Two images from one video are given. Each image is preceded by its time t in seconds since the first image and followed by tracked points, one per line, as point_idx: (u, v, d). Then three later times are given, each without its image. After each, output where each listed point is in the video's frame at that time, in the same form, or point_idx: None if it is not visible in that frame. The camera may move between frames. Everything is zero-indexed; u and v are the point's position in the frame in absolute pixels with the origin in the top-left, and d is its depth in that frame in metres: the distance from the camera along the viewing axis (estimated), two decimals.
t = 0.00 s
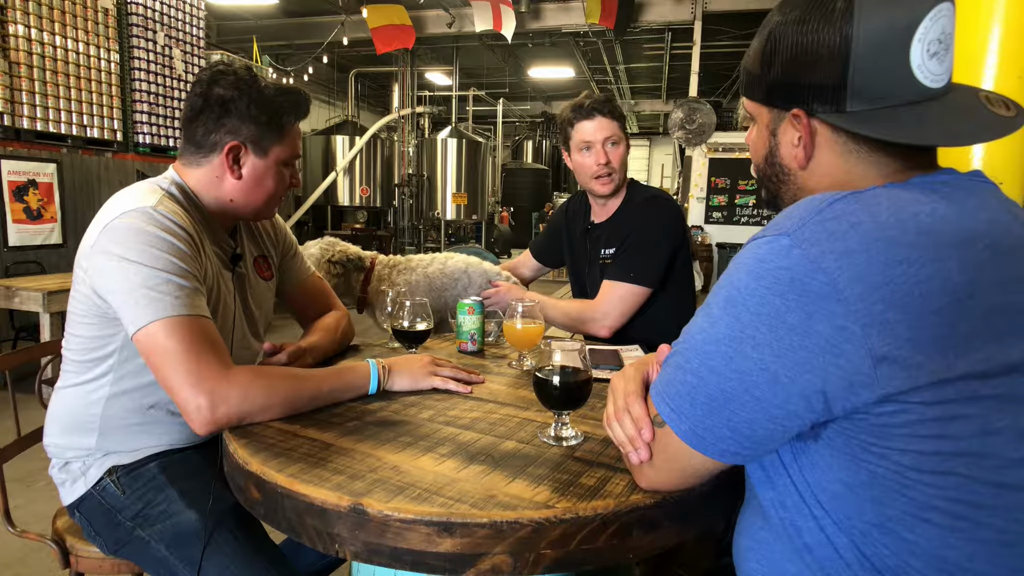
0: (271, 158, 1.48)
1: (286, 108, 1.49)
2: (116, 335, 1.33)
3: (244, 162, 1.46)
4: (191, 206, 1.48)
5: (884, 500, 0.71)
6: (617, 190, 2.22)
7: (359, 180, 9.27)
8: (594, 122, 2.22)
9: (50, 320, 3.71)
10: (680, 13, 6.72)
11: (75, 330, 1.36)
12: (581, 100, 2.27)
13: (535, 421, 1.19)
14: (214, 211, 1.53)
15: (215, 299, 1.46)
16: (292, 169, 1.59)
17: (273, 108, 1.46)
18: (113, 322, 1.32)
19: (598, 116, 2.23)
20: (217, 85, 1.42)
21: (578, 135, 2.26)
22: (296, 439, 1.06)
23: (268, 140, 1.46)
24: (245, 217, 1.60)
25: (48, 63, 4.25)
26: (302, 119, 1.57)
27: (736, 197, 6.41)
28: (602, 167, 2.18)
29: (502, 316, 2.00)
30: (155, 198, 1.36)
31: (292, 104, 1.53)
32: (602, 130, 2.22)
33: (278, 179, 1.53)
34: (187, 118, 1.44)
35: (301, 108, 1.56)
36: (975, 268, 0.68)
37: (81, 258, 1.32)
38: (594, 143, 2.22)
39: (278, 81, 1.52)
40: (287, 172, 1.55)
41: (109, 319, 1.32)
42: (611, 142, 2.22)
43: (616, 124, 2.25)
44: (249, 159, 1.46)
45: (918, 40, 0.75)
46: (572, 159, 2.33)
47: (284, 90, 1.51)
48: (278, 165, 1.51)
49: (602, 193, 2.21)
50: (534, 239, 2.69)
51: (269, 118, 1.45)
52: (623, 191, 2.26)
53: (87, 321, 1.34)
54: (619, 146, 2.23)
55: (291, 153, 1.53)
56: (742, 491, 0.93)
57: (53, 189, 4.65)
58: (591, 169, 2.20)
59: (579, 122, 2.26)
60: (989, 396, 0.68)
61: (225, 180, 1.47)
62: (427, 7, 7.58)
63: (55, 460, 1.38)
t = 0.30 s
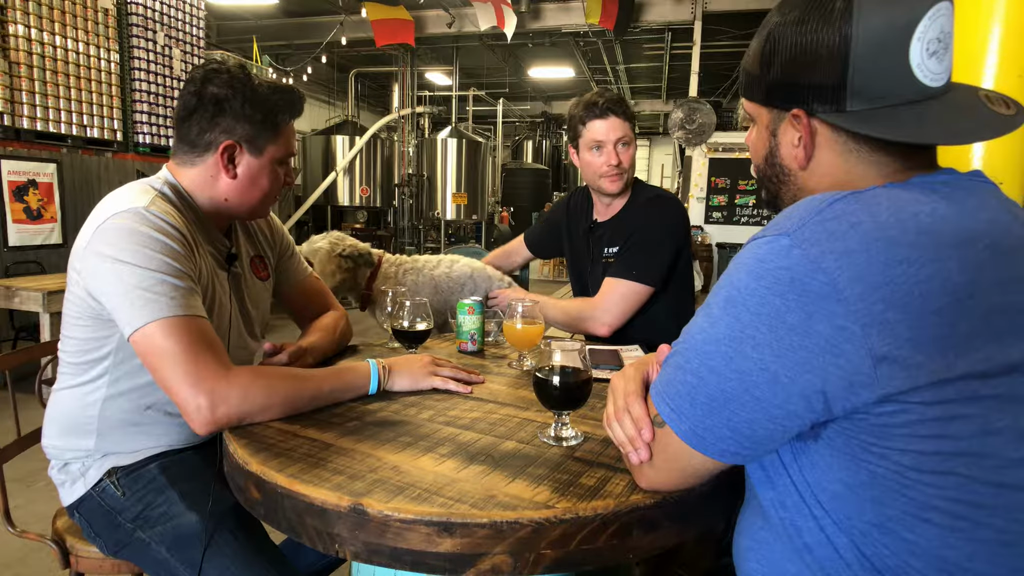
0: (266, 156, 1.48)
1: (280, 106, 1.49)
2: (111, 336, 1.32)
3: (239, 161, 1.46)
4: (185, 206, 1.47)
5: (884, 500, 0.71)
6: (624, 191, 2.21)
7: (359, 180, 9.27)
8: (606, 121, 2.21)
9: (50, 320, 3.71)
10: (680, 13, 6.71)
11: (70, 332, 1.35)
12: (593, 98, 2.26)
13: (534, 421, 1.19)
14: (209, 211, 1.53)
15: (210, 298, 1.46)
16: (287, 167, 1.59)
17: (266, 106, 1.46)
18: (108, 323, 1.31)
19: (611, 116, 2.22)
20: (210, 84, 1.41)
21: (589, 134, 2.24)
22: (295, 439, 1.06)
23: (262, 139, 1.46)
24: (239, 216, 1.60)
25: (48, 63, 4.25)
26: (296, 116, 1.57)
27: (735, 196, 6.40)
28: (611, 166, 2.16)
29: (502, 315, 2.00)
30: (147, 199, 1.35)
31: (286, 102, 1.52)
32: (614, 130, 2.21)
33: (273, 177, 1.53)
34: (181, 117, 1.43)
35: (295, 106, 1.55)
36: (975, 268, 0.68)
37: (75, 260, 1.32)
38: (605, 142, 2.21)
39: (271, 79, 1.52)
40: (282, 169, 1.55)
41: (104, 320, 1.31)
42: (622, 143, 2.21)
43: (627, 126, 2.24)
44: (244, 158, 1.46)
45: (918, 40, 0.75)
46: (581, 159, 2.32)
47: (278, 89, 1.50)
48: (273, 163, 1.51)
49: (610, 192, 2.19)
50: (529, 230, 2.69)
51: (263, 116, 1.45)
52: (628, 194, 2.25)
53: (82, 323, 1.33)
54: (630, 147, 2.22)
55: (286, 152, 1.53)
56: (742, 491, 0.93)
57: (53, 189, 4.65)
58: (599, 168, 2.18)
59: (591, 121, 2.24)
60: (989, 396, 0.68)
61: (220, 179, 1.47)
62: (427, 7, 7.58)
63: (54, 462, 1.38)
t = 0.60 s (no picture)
0: (262, 155, 1.49)
1: (276, 104, 1.49)
2: (108, 337, 1.32)
3: (235, 159, 1.46)
4: (182, 206, 1.47)
5: (884, 500, 0.71)
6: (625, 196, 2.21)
7: (359, 180, 9.28)
8: (607, 124, 2.19)
9: (50, 320, 3.71)
10: (680, 13, 6.72)
11: (67, 333, 1.35)
12: (596, 99, 2.24)
13: (534, 421, 1.19)
14: (206, 210, 1.53)
15: (207, 298, 1.45)
16: (283, 165, 1.59)
17: (262, 104, 1.46)
18: (105, 323, 1.31)
19: (612, 119, 2.20)
20: (205, 83, 1.42)
21: (590, 137, 2.22)
22: (295, 440, 1.06)
23: (258, 137, 1.46)
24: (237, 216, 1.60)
25: (48, 63, 4.25)
26: (291, 115, 1.58)
27: (735, 196, 6.40)
28: (614, 171, 2.16)
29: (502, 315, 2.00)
30: (144, 199, 1.35)
31: (282, 100, 1.53)
32: (615, 134, 2.19)
33: (269, 176, 1.53)
34: (176, 117, 1.43)
35: (290, 104, 1.56)
36: (975, 268, 0.68)
37: (71, 261, 1.32)
38: (606, 146, 2.19)
39: (266, 78, 1.53)
40: (278, 168, 1.55)
41: (101, 321, 1.31)
42: (623, 147, 2.20)
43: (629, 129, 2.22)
44: (239, 156, 1.46)
45: (917, 40, 0.75)
46: (581, 161, 2.31)
47: (273, 87, 1.51)
48: (270, 162, 1.51)
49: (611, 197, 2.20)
50: (525, 219, 2.66)
51: (258, 114, 1.45)
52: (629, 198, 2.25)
53: (79, 324, 1.33)
54: (631, 151, 2.22)
55: (282, 150, 1.54)
56: (742, 491, 0.93)
57: (53, 189, 4.65)
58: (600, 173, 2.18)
59: (592, 123, 2.22)
60: (989, 396, 0.68)
61: (215, 178, 1.47)
62: (427, 7, 7.59)
63: (54, 463, 1.38)
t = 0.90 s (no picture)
0: (261, 156, 1.49)
1: (275, 105, 1.50)
2: (107, 337, 1.32)
3: (235, 161, 1.46)
4: (180, 206, 1.47)
5: (884, 500, 0.71)
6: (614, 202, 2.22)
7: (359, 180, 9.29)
8: (584, 136, 2.19)
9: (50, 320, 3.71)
10: (680, 13, 6.72)
11: (66, 333, 1.35)
12: (570, 112, 2.23)
13: (534, 421, 1.19)
14: (204, 210, 1.53)
15: (205, 298, 1.45)
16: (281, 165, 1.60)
17: (261, 106, 1.46)
18: (104, 324, 1.31)
19: (587, 130, 2.20)
20: (203, 84, 1.41)
21: (568, 151, 2.23)
22: (295, 440, 1.06)
23: (258, 139, 1.47)
24: (235, 216, 1.60)
25: (48, 63, 4.25)
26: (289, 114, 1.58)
27: (735, 196, 6.41)
28: (597, 181, 2.16)
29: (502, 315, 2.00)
30: (141, 199, 1.35)
31: (280, 101, 1.53)
32: (593, 144, 2.19)
33: (268, 176, 1.54)
34: (173, 117, 1.43)
35: (288, 104, 1.56)
36: (975, 268, 0.68)
37: (69, 261, 1.32)
38: (585, 158, 2.19)
39: (264, 78, 1.52)
40: (276, 168, 1.56)
41: (100, 321, 1.31)
42: (603, 154, 2.19)
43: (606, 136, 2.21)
44: (239, 157, 1.46)
45: (914, 43, 0.75)
46: (565, 175, 2.31)
47: (271, 88, 1.51)
48: (268, 163, 1.52)
49: (599, 206, 2.20)
50: (522, 216, 2.66)
51: (258, 115, 1.45)
52: (620, 204, 2.26)
53: (78, 324, 1.33)
54: (612, 157, 2.21)
55: (280, 151, 1.54)
56: (742, 491, 0.93)
57: (53, 189, 4.64)
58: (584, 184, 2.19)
59: (568, 137, 2.22)
60: (989, 395, 0.68)
61: (215, 180, 1.47)
62: (427, 7, 7.59)
63: (54, 463, 1.38)
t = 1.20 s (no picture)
0: (259, 155, 1.50)
1: (271, 102, 1.50)
2: (106, 338, 1.32)
3: (233, 160, 1.46)
4: (179, 207, 1.47)
5: (883, 499, 0.71)
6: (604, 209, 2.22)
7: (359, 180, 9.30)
8: (567, 147, 2.20)
9: (50, 320, 3.70)
10: (680, 13, 6.71)
11: (65, 334, 1.35)
12: (551, 125, 2.25)
13: (535, 421, 1.19)
14: (202, 211, 1.53)
15: (203, 298, 1.45)
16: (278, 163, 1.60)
17: (257, 103, 1.46)
18: (103, 324, 1.31)
19: (571, 141, 2.21)
20: (199, 82, 1.41)
21: (554, 162, 2.23)
22: (295, 440, 1.06)
23: (255, 137, 1.47)
24: (233, 215, 1.60)
25: (48, 63, 4.25)
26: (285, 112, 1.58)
27: (735, 196, 6.42)
28: (586, 190, 2.16)
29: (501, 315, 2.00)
30: (139, 199, 1.35)
31: (276, 98, 1.53)
32: (579, 154, 2.19)
33: (266, 175, 1.54)
34: (170, 117, 1.42)
35: (284, 101, 1.56)
36: (974, 268, 0.68)
37: (67, 261, 1.31)
38: (571, 169, 2.20)
39: (259, 74, 1.52)
40: (274, 166, 1.56)
41: (98, 321, 1.31)
42: (588, 163, 2.20)
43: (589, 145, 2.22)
44: (237, 156, 1.46)
45: (911, 44, 0.74)
46: (553, 188, 2.31)
47: (267, 85, 1.51)
48: (266, 161, 1.52)
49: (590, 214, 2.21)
50: (517, 231, 2.68)
51: (254, 113, 1.45)
52: (609, 211, 2.29)
53: (77, 325, 1.33)
54: (598, 164, 2.21)
55: (277, 149, 1.54)
56: (740, 491, 0.93)
57: (53, 189, 4.64)
58: (573, 194, 2.19)
59: (552, 150, 2.24)
60: (989, 394, 0.68)
61: (213, 179, 1.47)
62: (427, 7, 7.59)
63: (54, 463, 1.38)
